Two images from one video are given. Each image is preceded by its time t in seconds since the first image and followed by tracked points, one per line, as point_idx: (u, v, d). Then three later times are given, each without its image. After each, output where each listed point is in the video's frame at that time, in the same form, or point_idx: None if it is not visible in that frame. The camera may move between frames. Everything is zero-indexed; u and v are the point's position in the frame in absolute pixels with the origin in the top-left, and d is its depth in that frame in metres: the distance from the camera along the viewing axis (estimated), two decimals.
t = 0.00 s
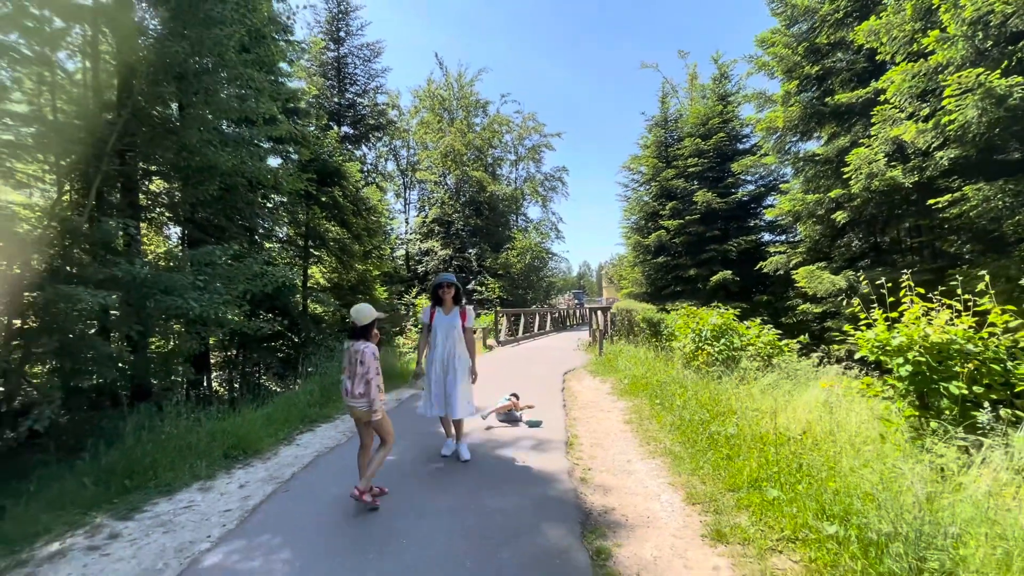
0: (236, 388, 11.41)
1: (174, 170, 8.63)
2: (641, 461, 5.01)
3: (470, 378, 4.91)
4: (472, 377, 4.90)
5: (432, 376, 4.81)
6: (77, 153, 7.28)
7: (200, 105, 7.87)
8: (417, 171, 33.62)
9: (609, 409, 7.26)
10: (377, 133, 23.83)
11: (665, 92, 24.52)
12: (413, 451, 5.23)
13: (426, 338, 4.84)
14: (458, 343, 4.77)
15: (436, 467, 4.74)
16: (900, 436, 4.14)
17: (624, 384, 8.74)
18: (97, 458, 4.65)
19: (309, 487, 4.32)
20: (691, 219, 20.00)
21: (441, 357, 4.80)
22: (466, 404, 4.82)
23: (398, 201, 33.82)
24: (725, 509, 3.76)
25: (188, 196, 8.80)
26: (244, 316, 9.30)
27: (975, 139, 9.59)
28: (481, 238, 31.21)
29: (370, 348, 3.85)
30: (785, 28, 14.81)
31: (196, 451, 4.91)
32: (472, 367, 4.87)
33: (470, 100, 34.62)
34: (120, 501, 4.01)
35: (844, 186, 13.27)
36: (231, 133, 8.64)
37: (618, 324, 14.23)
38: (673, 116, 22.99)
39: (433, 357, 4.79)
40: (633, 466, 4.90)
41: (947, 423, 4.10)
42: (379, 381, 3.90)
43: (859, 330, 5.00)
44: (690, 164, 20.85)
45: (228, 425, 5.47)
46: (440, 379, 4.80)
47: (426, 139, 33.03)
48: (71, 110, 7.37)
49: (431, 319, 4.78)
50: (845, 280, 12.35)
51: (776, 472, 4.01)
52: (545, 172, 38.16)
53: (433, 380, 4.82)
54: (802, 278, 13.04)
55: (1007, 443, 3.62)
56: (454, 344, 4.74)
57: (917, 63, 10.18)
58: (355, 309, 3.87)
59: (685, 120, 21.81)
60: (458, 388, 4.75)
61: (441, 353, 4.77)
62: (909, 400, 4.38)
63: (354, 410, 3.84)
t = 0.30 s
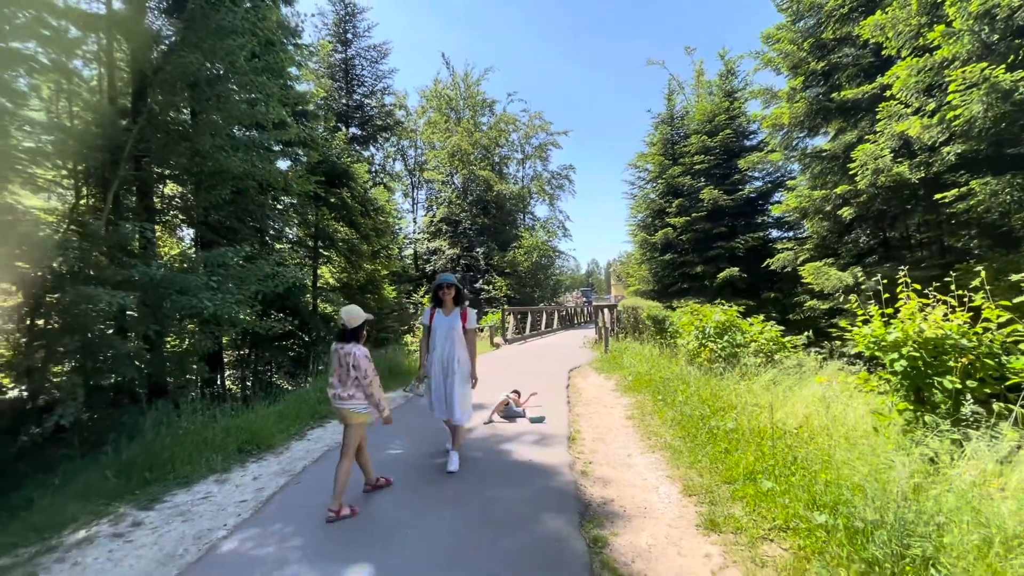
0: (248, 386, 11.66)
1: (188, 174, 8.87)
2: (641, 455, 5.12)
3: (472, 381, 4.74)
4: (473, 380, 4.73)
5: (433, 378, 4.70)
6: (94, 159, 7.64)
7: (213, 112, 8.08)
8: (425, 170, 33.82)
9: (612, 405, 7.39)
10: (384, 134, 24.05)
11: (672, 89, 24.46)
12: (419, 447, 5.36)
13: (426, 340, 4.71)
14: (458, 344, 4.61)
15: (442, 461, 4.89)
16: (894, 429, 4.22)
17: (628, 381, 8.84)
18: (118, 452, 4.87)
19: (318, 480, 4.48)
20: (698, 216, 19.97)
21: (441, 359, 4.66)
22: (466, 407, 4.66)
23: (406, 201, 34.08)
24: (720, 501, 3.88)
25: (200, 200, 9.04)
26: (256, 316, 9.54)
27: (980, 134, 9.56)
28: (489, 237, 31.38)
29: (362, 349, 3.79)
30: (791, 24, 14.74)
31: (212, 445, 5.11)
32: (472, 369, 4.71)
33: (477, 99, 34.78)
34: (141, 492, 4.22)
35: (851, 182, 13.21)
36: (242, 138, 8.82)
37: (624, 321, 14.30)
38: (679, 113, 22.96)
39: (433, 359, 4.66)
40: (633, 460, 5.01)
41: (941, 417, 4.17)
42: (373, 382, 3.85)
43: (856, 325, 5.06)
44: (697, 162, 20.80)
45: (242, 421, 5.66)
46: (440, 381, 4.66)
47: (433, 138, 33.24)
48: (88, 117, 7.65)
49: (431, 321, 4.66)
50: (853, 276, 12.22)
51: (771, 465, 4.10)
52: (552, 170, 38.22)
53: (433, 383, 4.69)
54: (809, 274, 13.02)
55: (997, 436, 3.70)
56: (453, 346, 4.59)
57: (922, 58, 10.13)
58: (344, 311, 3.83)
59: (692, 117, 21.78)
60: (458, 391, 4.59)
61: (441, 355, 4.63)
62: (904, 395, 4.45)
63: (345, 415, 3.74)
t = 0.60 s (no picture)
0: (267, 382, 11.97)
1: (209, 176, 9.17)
2: (648, 449, 5.22)
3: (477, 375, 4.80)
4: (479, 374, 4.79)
5: (435, 372, 4.72)
6: (119, 163, 8.00)
7: (233, 116, 8.32)
8: (438, 169, 34.04)
9: (621, 401, 7.48)
10: (398, 134, 24.30)
11: (684, 85, 24.29)
12: (432, 439, 5.54)
13: (431, 335, 4.79)
14: (463, 340, 4.67)
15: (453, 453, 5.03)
16: (898, 424, 4.26)
17: (638, 377, 8.91)
18: (146, 443, 5.11)
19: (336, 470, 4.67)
20: (711, 212, 19.82)
21: (446, 354, 4.74)
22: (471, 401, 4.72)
23: (419, 199, 34.34)
24: (724, 492, 3.96)
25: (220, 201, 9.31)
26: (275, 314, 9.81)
27: (998, 127, 9.40)
28: (501, 235, 31.55)
29: (356, 345, 3.85)
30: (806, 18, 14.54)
31: (234, 437, 5.33)
32: (476, 367, 4.69)
33: (489, 98, 34.90)
34: (168, 481, 4.44)
35: (866, 177, 13.01)
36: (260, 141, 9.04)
37: (636, 319, 14.32)
38: (692, 110, 22.80)
39: (437, 353, 4.73)
40: (640, 453, 5.12)
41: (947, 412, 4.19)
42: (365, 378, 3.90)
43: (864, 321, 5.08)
44: (710, 158, 20.64)
45: (261, 415, 5.88)
46: (445, 375, 4.72)
47: (446, 137, 33.42)
48: (116, 122, 8.03)
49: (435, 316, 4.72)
50: (868, 272, 12.09)
51: (775, 458, 4.17)
52: (565, 168, 38.20)
53: (435, 377, 4.71)
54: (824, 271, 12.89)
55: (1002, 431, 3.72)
56: (458, 340, 4.66)
57: (938, 51, 9.95)
58: (338, 306, 3.90)
59: (704, 113, 21.62)
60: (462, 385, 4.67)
61: (445, 350, 4.71)
62: (910, 390, 4.48)
63: (339, 409, 3.81)
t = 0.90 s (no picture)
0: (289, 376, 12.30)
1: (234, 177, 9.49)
2: (661, 444, 5.28)
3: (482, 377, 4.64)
4: (484, 376, 4.62)
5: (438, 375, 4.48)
6: (148, 165, 8.30)
7: (256, 117, 8.57)
8: (455, 166, 34.21)
9: (636, 397, 7.53)
10: (415, 132, 24.54)
11: (703, 79, 23.95)
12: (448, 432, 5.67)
13: (433, 337, 4.54)
14: (467, 343, 4.47)
15: (468, 445, 5.16)
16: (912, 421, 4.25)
17: (653, 374, 8.93)
18: (177, 433, 5.36)
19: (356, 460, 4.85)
20: (730, 208, 19.57)
21: (449, 357, 4.50)
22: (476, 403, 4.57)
23: (436, 197, 34.60)
24: (735, 487, 4.01)
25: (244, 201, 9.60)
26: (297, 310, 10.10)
27: None
28: (518, 231, 31.63)
29: (346, 344, 3.77)
30: (828, 8, 14.20)
31: (259, 428, 5.56)
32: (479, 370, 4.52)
33: (506, 94, 34.92)
34: (198, 469, 4.67)
35: (890, 171, 12.71)
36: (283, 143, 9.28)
37: (652, 315, 14.28)
38: (711, 104, 22.49)
39: (440, 356, 4.48)
40: (653, 448, 5.18)
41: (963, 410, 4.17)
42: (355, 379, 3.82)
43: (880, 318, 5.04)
44: (729, 152, 20.37)
45: (285, 407, 6.10)
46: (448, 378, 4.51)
47: (463, 134, 33.57)
48: (145, 125, 8.33)
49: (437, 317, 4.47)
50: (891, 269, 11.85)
51: (787, 453, 4.19)
52: (582, 164, 38.08)
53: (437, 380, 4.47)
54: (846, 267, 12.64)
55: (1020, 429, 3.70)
56: (463, 343, 4.46)
57: (965, 41, 9.60)
58: (328, 305, 3.78)
59: (724, 106, 21.31)
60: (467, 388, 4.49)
61: (449, 353, 4.48)
62: (926, 387, 4.46)
63: (332, 408, 3.80)
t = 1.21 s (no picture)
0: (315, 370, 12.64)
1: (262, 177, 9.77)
2: (679, 440, 5.28)
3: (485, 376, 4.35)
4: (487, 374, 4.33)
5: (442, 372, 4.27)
6: (182, 165, 8.63)
7: (282, 118, 8.78)
8: (476, 163, 34.36)
9: (655, 393, 7.52)
10: (437, 129, 24.75)
11: (728, 70, 23.46)
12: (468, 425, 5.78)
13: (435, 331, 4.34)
14: (469, 337, 4.24)
15: (487, 438, 5.26)
16: (936, 419, 4.17)
17: (674, 370, 8.90)
18: (210, 423, 5.63)
19: (378, 450, 5.00)
20: (755, 202, 19.18)
21: (452, 353, 4.27)
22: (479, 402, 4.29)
23: (458, 193, 34.84)
24: (752, 483, 4.01)
25: (271, 199, 9.89)
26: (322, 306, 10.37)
27: None
28: (539, 227, 31.63)
29: (338, 338, 3.83)
30: None
31: (287, 418, 5.78)
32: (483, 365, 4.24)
33: (527, 90, 34.84)
34: (231, 456, 4.91)
35: (923, 163, 12.27)
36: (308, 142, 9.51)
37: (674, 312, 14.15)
38: (735, 96, 22.03)
39: (444, 351, 4.26)
40: (670, 443, 5.20)
41: (990, 409, 4.09)
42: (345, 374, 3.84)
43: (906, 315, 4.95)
44: (754, 145, 19.94)
45: (311, 400, 6.31)
46: (451, 374, 4.27)
47: (484, 131, 33.67)
48: (178, 129, 8.65)
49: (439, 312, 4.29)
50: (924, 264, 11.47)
51: (806, 450, 4.16)
52: (603, 158, 37.77)
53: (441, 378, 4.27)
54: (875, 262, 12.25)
55: None
56: (466, 336, 4.23)
57: (1003, 26, 9.19)
58: (327, 301, 3.94)
59: (749, 99, 20.85)
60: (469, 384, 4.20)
61: (452, 347, 4.25)
62: (952, 386, 4.37)
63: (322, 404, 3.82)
